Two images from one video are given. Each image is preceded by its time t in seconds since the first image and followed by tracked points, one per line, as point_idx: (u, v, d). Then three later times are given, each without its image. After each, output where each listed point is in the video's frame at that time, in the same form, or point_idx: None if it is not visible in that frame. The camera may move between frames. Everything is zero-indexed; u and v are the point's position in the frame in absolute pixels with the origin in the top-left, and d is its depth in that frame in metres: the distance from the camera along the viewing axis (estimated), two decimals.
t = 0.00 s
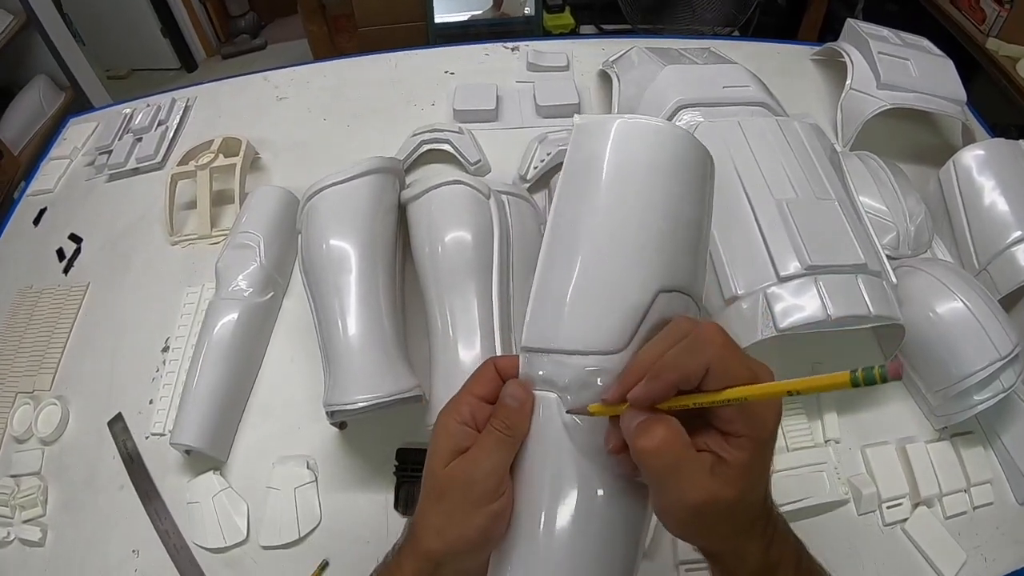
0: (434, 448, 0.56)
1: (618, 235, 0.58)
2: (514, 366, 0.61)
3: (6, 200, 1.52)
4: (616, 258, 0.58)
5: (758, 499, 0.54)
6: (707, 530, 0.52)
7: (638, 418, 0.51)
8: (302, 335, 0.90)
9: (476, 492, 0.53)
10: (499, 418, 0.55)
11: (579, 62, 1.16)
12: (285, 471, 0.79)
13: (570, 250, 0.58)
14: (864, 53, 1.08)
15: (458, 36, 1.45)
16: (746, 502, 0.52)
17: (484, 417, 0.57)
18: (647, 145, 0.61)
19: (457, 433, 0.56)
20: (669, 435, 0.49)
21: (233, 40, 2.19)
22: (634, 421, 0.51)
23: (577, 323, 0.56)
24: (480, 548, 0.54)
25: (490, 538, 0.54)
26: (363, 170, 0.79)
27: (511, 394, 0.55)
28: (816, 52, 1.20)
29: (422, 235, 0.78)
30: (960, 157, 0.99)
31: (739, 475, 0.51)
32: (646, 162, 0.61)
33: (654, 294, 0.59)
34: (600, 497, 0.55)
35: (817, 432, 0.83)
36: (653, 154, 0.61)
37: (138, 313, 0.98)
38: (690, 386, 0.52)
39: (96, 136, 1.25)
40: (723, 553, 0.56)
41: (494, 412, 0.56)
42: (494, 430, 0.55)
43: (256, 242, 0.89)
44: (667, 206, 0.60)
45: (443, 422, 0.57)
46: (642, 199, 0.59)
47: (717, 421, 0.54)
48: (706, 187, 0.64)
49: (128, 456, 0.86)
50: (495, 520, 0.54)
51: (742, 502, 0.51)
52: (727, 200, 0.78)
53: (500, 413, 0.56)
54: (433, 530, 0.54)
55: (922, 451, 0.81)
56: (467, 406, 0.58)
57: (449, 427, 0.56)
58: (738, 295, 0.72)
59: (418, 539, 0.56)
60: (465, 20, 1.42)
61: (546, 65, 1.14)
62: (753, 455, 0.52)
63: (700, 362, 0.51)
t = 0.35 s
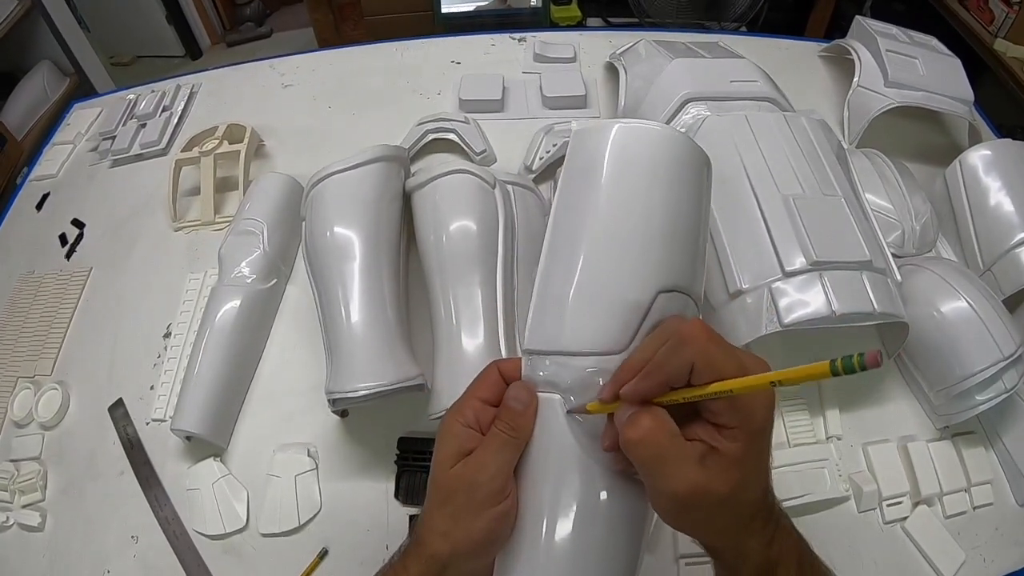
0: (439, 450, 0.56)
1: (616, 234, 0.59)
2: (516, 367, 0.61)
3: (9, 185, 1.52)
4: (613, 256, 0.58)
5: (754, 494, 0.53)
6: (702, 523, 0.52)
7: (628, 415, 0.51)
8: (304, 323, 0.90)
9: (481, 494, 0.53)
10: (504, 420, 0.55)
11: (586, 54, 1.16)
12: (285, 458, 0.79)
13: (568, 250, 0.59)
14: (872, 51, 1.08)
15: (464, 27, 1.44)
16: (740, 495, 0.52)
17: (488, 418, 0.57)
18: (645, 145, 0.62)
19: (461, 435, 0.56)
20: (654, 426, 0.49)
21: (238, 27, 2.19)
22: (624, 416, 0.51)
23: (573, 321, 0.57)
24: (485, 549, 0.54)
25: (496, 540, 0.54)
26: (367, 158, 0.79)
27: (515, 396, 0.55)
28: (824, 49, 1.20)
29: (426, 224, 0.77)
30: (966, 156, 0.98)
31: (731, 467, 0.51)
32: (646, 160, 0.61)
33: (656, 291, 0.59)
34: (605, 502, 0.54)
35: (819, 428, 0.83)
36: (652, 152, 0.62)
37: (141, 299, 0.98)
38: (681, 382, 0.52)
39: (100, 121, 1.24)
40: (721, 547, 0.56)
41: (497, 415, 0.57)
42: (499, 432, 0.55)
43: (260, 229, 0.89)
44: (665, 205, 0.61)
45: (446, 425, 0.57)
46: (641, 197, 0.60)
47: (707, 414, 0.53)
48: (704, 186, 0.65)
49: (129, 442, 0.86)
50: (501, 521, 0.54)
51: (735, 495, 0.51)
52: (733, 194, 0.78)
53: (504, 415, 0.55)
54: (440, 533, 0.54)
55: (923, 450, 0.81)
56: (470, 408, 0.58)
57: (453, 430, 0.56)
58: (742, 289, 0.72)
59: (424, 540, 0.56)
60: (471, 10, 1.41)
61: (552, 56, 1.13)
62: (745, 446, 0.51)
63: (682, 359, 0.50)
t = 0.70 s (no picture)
0: (436, 446, 0.55)
1: (616, 229, 0.59)
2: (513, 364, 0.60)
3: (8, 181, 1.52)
4: (611, 256, 0.59)
5: (750, 485, 0.53)
6: (698, 514, 0.52)
7: (621, 400, 0.51)
8: (301, 318, 0.90)
9: (479, 491, 0.53)
10: (502, 418, 0.55)
11: (586, 50, 1.15)
12: (282, 454, 0.78)
13: (568, 246, 0.60)
14: (872, 49, 1.07)
15: (463, 23, 1.44)
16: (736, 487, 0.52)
17: (485, 416, 0.56)
18: (646, 141, 0.63)
19: (458, 431, 0.55)
20: (648, 417, 0.49)
21: (238, 23, 2.18)
22: (619, 406, 0.51)
23: (571, 315, 0.58)
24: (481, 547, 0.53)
25: (492, 537, 0.54)
26: (365, 154, 0.79)
27: (513, 394, 0.55)
28: (824, 47, 1.19)
29: (424, 220, 0.77)
30: (966, 155, 0.98)
31: (725, 457, 0.51)
32: (647, 156, 0.62)
33: (652, 288, 0.59)
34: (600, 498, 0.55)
35: (815, 426, 0.83)
36: (653, 148, 0.62)
37: (139, 294, 0.98)
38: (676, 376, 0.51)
39: (99, 116, 1.24)
40: (718, 542, 0.56)
41: (494, 412, 0.56)
42: (497, 428, 0.54)
43: (257, 225, 0.89)
44: (666, 202, 0.61)
45: (443, 421, 0.56)
46: (641, 192, 0.61)
47: (701, 405, 0.53)
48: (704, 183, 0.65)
49: (127, 437, 0.86)
50: (497, 518, 0.53)
51: (730, 485, 0.51)
52: (732, 191, 0.78)
53: (502, 412, 0.55)
54: (436, 529, 0.53)
55: (920, 449, 0.81)
56: (469, 404, 0.57)
57: (452, 425, 0.55)
58: (740, 287, 0.72)
59: (419, 538, 0.55)
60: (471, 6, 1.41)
61: (551, 53, 1.13)
62: (740, 436, 0.51)
63: (677, 350, 0.50)
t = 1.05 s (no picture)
0: (433, 452, 0.55)
1: (617, 230, 0.59)
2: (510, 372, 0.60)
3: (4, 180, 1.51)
4: (606, 257, 0.58)
5: (758, 472, 0.53)
6: (714, 509, 0.51)
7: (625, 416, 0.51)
8: (297, 316, 0.89)
9: (474, 495, 0.52)
10: (499, 423, 0.55)
11: (582, 46, 1.15)
12: (277, 452, 0.78)
13: (568, 249, 0.60)
14: (870, 45, 1.07)
15: (459, 19, 1.43)
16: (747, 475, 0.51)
17: (483, 422, 0.56)
18: (646, 142, 0.62)
19: (456, 436, 0.55)
20: (656, 421, 0.48)
21: (235, 20, 2.18)
22: (623, 422, 0.50)
23: (574, 317, 0.58)
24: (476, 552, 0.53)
25: (488, 543, 0.53)
26: (360, 151, 0.78)
27: (509, 399, 0.55)
28: (821, 42, 1.19)
29: (419, 217, 0.77)
30: (964, 150, 0.97)
31: (733, 447, 0.50)
32: (648, 157, 0.61)
33: (645, 284, 0.58)
34: (593, 502, 0.55)
35: (813, 423, 0.82)
36: (650, 148, 0.62)
37: (135, 293, 0.97)
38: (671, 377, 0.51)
39: (94, 115, 1.24)
40: (730, 536, 0.55)
41: (491, 418, 0.56)
42: (493, 434, 0.54)
43: (252, 223, 0.89)
44: (663, 201, 0.61)
45: (441, 427, 0.56)
46: (643, 192, 0.60)
47: (697, 401, 0.53)
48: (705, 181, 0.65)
49: (122, 437, 0.85)
50: (493, 523, 0.53)
51: (743, 474, 0.51)
52: (729, 186, 0.77)
53: (499, 418, 0.55)
54: (431, 533, 0.53)
55: (918, 446, 0.81)
56: (467, 410, 0.57)
57: (449, 431, 0.55)
58: (736, 284, 0.71)
59: (414, 544, 0.55)
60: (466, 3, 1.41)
61: (547, 49, 1.13)
62: (743, 424, 0.51)
63: (664, 355, 0.50)
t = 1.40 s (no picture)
0: (429, 452, 0.55)
1: (612, 227, 0.59)
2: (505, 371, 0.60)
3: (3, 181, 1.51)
4: (601, 255, 0.58)
5: (737, 484, 0.53)
6: (681, 513, 0.51)
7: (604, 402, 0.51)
8: (295, 314, 0.89)
9: (471, 494, 0.52)
10: (494, 422, 0.55)
11: (579, 41, 1.15)
12: (277, 451, 0.78)
13: (563, 246, 0.60)
14: (868, 38, 1.07)
15: (456, 15, 1.43)
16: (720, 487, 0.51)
17: (478, 422, 0.56)
18: (642, 138, 0.62)
19: (451, 436, 0.55)
20: (630, 418, 0.49)
21: (232, 19, 2.17)
22: (602, 406, 0.51)
23: (569, 314, 0.58)
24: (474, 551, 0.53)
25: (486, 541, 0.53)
26: (358, 148, 0.78)
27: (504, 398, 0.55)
28: (820, 36, 1.19)
29: (417, 214, 0.77)
30: (963, 144, 0.97)
31: (710, 457, 0.50)
32: (644, 153, 0.62)
33: (643, 280, 0.58)
34: (590, 504, 0.54)
35: (813, 418, 0.82)
36: (644, 147, 0.62)
37: (133, 293, 0.97)
38: (658, 376, 0.51)
39: (91, 114, 1.24)
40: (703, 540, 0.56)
41: (486, 417, 0.56)
42: (488, 433, 0.54)
43: (249, 221, 0.88)
44: (658, 199, 0.61)
45: (437, 427, 0.56)
46: (639, 188, 0.61)
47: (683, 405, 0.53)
48: (699, 179, 0.65)
49: (122, 436, 0.85)
50: (491, 522, 0.53)
51: (714, 485, 0.50)
52: (727, 179, 0.77)
53: (494, 417, 0.55)
54: (429, 533, 0.53)
55: (919, 440, 0.80)
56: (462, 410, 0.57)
57: (444, 431, 0.55)
58: (735, 278, 0.71)
59: (413, 543, 0.55)
60: None
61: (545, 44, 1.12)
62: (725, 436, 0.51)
63: (657, 351, 0.50)
